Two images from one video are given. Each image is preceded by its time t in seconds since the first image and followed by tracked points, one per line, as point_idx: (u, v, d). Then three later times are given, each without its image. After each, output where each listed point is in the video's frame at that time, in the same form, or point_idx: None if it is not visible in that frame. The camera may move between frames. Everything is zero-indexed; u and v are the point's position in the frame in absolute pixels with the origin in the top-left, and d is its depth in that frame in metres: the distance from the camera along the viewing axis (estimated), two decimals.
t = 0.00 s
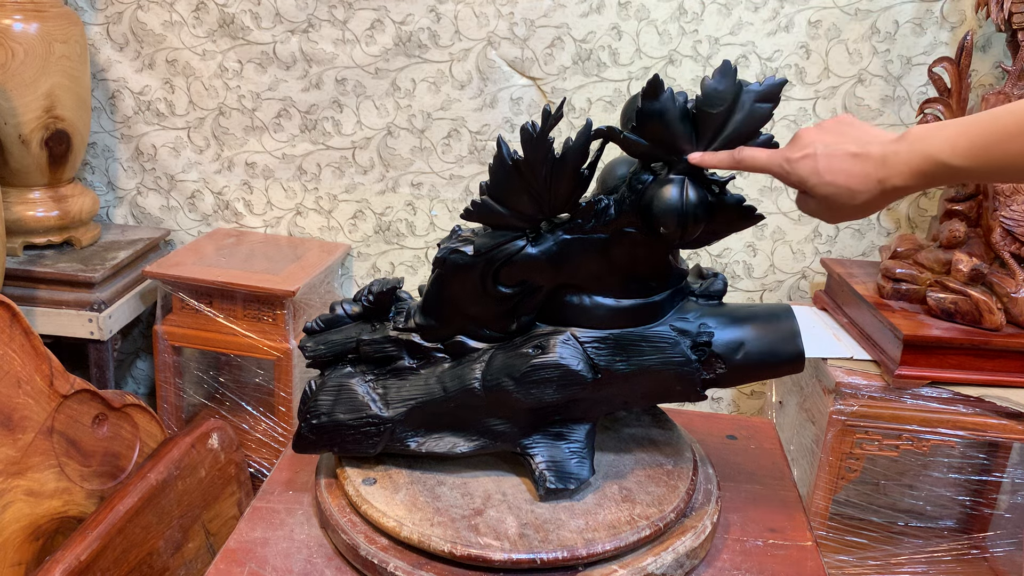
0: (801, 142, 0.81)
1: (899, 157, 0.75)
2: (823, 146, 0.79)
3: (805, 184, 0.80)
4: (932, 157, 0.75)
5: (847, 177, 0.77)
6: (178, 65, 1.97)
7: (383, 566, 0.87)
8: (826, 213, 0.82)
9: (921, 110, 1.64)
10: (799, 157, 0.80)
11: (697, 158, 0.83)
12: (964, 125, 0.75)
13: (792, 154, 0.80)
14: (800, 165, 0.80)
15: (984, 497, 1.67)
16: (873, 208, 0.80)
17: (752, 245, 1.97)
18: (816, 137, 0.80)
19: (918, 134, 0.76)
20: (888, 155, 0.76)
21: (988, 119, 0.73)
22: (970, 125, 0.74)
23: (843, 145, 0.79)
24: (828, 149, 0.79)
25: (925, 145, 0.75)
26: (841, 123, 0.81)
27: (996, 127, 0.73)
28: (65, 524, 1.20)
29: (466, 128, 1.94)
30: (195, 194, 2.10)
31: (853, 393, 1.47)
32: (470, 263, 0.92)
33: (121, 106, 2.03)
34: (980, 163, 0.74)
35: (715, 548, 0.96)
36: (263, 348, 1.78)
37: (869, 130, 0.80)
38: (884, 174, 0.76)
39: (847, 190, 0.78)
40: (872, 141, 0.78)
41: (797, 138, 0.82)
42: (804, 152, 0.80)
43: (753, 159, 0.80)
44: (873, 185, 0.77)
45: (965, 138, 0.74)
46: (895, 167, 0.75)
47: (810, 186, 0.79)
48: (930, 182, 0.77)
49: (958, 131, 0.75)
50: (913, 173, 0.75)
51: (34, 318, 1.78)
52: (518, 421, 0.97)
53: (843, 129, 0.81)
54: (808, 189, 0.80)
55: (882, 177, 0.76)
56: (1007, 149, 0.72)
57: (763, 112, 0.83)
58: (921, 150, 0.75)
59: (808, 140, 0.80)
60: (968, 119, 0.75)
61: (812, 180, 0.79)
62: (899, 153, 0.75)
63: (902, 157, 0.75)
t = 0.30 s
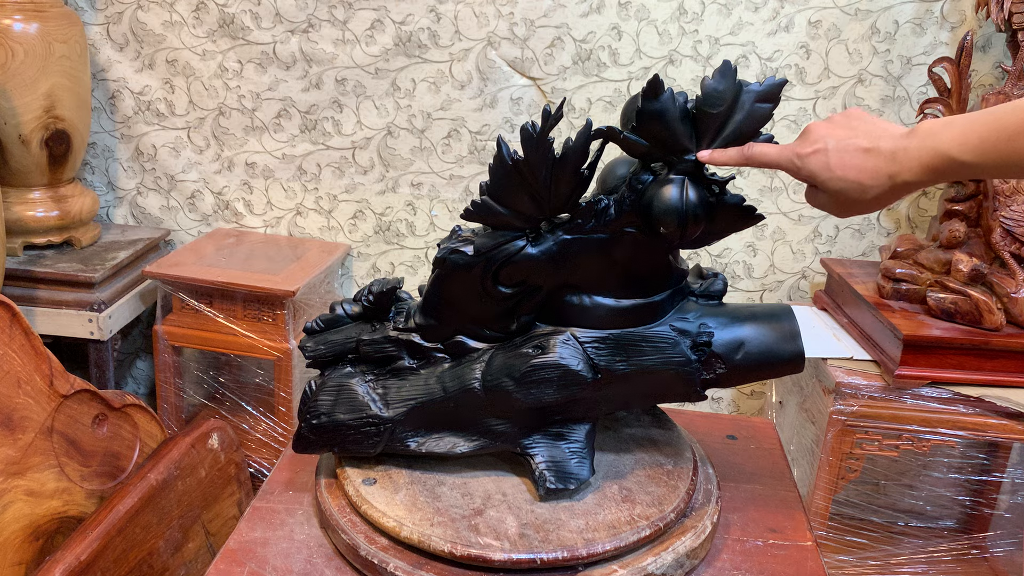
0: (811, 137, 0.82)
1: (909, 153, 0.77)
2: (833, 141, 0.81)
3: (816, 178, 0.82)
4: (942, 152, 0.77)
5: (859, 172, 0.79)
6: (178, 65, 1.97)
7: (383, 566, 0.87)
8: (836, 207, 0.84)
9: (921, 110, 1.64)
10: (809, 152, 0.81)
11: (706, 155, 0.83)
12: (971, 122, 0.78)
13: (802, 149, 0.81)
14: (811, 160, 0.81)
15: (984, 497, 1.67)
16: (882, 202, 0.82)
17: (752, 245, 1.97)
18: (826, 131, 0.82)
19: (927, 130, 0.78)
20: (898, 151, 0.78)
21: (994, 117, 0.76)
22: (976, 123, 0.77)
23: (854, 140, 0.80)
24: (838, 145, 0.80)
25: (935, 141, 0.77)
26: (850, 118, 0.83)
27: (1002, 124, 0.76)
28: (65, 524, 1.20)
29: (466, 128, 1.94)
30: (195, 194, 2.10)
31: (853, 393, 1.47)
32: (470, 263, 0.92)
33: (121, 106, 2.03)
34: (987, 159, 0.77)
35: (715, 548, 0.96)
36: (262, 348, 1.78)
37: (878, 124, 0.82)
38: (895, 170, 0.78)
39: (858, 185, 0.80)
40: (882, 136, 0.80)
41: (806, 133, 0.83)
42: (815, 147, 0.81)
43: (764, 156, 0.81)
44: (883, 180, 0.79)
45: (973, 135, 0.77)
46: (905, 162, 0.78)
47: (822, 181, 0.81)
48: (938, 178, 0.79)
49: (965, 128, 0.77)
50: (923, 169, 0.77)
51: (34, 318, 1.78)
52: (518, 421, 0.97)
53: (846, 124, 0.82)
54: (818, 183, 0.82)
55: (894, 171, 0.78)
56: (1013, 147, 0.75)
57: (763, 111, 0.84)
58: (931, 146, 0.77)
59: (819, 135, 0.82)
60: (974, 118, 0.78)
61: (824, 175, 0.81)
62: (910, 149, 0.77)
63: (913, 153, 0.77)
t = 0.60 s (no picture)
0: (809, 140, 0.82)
1: (908, 157, 0.78)
2: (832, 145, 0.81)
3: (815, 182, 0.82)
4: (941, 156, 0.77)
5: (857, 176, 0.79)
6: (178, 65, 1.97)
7: (383, 566, 0.87)
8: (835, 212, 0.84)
9: (921, 110, 1.64)
10: (808, 155, 0.81)
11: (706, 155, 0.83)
12: (971, 125, 0.78)
13: (800, 152, 0.82)
14: (809, 163, 0.81)
15: (984, 497, 1.67)
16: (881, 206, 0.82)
17: (752, 245, 1.97)
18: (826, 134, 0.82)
19: (925, 134, 0.78)
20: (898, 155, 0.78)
21: (995, 120, 0.77)
22: (976, 126, 0.77)
23: (852, 144, 0.80)
24: (837, 148, 0.80)
25: (934, 145, 0.77)
26: (850, 121, 0.83)
27: (1003, 128, 0.76)
28: (65, 524, 1.20)
29: (466, 128, 1.94)
30: (195, 194, 2.10)
31: (853, 393, 1.47)
32: (470, 263, 0.92)
33: (121, 106, 2.03)
34: (986, 163, 0.77)
35: (715, 548, 0.96)
36: (262, 348, 1.78)
37: (877, 127, 0.82)
38: (894, 174, 0.78)
39: (856, 189, 0.80)
40: (881, 139, 0.80)
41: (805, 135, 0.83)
42: (813, 151, 0.81)
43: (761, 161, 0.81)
44: (882, 184, 0.79)
45: (973, 138, 0.77)
46: (904, 166, 0.78)
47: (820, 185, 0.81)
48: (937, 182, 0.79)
49: (965, 131, 0.77)
50: (922, 173, 0.77)
51: (34, 318, 1.78)
52: (518, 421, 0.97)
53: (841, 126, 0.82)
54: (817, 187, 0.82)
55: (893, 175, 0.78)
56: (1013, 150, 0.75)
57: (763, 111, 0.84)
58: (930, 150, 0.77)
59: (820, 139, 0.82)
60: (974, 121, 0.78)
61: (822, 178, 0.81)
62: (908, 153, 0.78)
63: (911, 157, 0.77)
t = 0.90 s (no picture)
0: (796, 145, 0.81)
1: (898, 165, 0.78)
2: (820, 152, 0.80)
3: (801, 190, 0.81)
4: (934, 165, 0.78)
5: (846, 184, 0.79)
6: (178, 65, 1.97)
7: (383, 566, 0.88)
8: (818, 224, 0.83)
9: (921, 110, 1.64)
10: (794, 160, 0.81)
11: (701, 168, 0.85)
12: (965, 132, 0.78)
13: (787, 156, 0.81)
14: (795, 169, 0.81)
15: (984, 497, 1.66)
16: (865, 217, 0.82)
17: (752, 245, 1.97)
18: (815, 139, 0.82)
19: (915, 144, 0.79)
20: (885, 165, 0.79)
21: (985, 125, 0.77)
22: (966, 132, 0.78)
23: (842, 152, 0.80)
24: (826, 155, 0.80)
25: (925, 154, 0.78)
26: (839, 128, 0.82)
27: (994, 132, 0.76)
28: (65, 524, 1.20)
29: (466, 128, 1.94)
30: (195, 194, 2.10)
31: (853, 393, 1.47)
32: (470, 263, 0.92)
33: (121, 106, 2.03)
34: (981, 168, 0.77)
35: (715, 548, 0.96)
36: (262, 348, 1.78)
37: (864, 136, 0.82)
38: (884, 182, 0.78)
39: (845, 197, 0.80)
40: (870, 149, 0.80)
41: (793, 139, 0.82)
42: (801, 156, 0.81)
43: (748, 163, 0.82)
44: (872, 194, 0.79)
45: (964, 145, 0.77)
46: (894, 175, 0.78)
47: (807, 193, 0.81)
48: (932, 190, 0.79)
49: (955, 139, 0.78)
50: (917, 183, 0.78)
51: (34, 318, 1.78)
52: (518, 421, 0.97)
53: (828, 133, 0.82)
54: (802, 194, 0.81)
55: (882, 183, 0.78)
56: (1006, 153, 0.76)
57: (763, 111, 0.84)
58: (922, 160, 0.78)
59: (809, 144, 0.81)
60: (964, 128, 0.78)
61: (810, 186, 0.80)
62: (899, 164, 0.78)
63: (902, 167, 0.78)
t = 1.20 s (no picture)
0: (667, 230, 0.76)
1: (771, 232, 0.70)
2: (689, 232, 0.75)
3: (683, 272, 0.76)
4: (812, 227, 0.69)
5: (722, 261, 0.73)
6: (178, 65, 1.97)
7: (383, 566, 0.88)
8: (709, 298, 0.78)
9: (921, 110, 1.64)
10: (665, 250, 0.76)
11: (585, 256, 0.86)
12: (841, 182, 0.68)
13: (658, 246, 0.77)
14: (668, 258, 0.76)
15: (984, 497, 1.66)
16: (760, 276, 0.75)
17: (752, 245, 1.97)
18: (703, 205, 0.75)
19: (790, 205, 0.70)
20: (761, 234, 0.71)
21: (866, 174, 0.66)
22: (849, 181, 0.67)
23: (711, 229, 0.74)
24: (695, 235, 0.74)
25: (799, 216, 0.69)
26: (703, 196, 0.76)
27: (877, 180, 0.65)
28: (65, 524, 1.20)
29: (466, 128, 1.94)
30: (195, 194, 2.10)
31: (853, 393, 1.47)
32: (470, 263, 0.92)
33: (121, 106, 2.03)
34: (867, 224, 0.66)
35: (715, 548, 0.96)
36: (263, 348, 1.78)
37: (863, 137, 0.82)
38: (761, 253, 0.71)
39: (725, 274, 0.74)
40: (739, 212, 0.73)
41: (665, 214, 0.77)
42: (670, 245, 0.76)
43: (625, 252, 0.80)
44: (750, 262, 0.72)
45: (842, 201, 0.67)
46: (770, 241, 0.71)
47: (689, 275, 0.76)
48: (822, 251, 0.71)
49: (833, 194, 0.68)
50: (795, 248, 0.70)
51: (34, 318, 1.78)
52: (518, 421, 0.97)
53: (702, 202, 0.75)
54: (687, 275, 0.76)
55: (761, 255, 0.72)
56: (890, 204, 0.65)
57: (763, 111, 0.84)
58: (794, 223, 0.69)
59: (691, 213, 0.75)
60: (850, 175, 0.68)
61: (689, 269, 0.75)
62: (769, 231, 0.70)
63: (773, 234, 0.70)
